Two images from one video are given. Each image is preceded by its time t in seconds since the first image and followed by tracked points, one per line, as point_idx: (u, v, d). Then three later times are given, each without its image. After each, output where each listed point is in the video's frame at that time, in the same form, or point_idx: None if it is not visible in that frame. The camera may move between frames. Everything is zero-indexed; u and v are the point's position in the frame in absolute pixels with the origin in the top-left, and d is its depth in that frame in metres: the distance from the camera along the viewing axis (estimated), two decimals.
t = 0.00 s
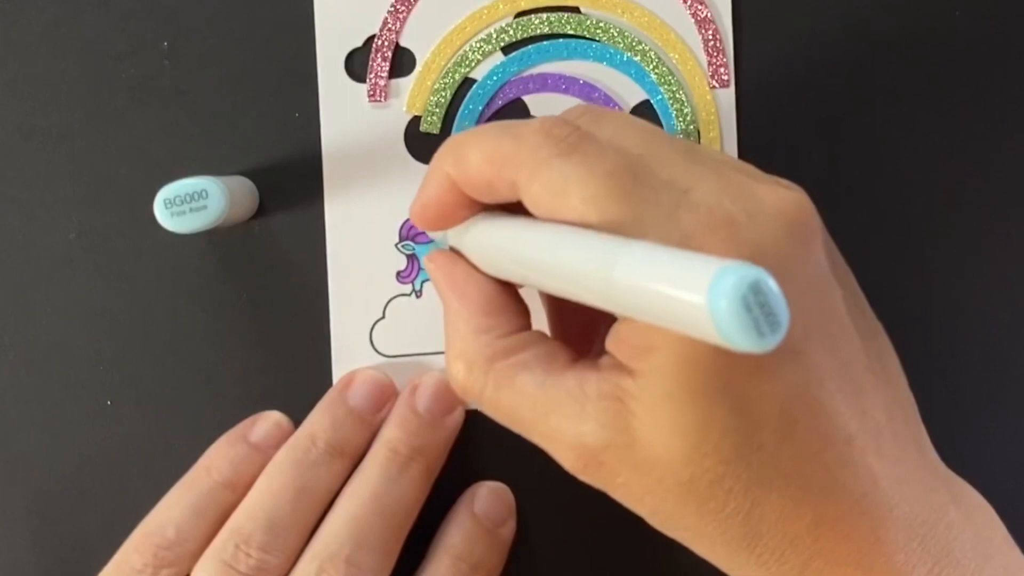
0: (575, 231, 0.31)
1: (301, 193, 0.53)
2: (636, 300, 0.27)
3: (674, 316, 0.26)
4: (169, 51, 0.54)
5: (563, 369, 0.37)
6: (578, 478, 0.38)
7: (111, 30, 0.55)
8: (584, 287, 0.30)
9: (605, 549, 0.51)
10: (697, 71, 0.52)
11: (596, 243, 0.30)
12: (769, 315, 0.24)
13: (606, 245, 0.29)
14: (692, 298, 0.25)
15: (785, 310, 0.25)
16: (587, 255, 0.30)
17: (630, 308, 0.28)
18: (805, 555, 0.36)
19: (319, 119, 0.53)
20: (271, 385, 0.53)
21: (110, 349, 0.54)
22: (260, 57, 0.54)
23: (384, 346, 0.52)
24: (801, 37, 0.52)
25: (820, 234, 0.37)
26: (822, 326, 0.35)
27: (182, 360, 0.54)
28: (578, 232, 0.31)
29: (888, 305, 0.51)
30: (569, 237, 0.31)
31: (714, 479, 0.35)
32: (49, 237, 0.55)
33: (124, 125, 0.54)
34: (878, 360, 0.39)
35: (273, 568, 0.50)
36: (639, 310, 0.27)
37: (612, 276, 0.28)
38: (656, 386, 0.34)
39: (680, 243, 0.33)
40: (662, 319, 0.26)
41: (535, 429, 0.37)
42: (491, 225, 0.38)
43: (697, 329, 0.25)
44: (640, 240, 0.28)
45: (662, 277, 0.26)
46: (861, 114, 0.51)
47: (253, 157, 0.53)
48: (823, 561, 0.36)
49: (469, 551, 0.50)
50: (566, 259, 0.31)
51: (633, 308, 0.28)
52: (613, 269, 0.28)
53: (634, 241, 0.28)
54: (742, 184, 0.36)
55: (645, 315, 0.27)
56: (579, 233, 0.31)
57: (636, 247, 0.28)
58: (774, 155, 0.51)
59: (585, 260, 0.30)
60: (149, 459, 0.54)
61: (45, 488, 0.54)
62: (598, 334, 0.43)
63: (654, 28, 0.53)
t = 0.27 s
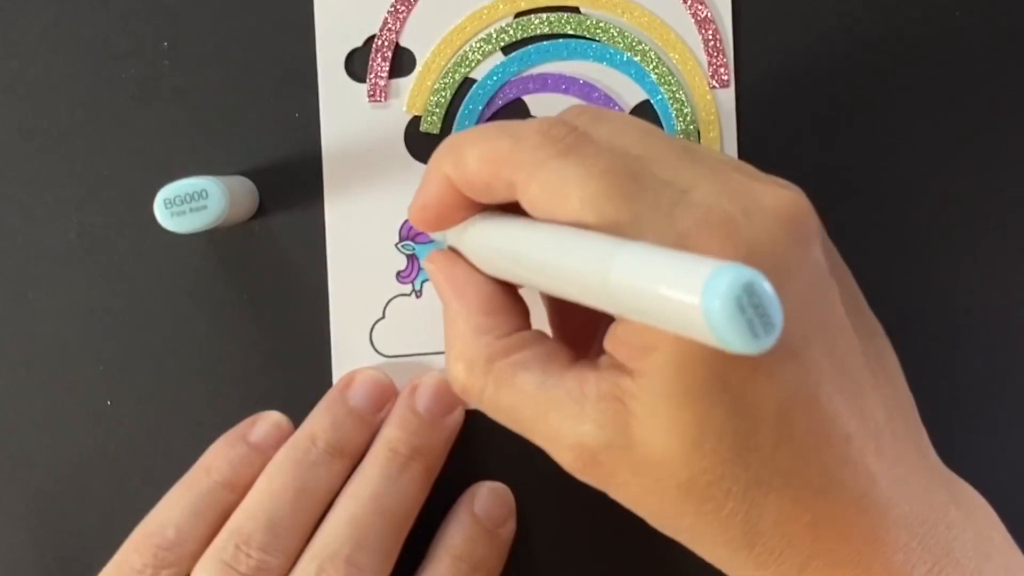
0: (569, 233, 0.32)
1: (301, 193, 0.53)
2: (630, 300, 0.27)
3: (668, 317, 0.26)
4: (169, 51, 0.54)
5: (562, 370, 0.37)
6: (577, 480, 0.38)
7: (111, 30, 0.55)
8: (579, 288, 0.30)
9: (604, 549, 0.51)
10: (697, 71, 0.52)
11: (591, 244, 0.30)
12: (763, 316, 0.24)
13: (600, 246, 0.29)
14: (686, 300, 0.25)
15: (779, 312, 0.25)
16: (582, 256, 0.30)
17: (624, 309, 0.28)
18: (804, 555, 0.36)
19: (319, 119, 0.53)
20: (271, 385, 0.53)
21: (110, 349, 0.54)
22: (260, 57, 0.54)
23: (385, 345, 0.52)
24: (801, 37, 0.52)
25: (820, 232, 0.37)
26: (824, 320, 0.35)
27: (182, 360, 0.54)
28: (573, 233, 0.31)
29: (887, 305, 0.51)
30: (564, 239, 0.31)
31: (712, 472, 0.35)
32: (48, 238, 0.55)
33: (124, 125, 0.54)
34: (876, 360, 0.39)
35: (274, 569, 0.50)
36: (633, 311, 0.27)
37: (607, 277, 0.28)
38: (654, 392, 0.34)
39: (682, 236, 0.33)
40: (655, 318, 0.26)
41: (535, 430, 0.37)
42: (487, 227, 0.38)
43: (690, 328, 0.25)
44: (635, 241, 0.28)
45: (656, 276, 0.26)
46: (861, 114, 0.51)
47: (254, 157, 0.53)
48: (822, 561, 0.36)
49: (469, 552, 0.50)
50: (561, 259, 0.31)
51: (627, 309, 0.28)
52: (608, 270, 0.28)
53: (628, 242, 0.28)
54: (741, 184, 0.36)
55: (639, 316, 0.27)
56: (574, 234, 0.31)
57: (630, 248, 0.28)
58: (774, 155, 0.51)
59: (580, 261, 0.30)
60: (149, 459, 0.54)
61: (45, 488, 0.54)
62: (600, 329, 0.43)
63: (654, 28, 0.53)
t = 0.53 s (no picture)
0: (570, 229, 0.31)
1: (301, 194, 0.53)
2: (628, 299, 0.27)
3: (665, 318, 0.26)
4: (169, 51, 0.54)
5: (563, 363, 0.37)
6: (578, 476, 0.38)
7: (111, 30, 0.55)
8: (578, 285, 0.30)
9: (604, 549, 0.51)
10: (697, 71, 0.52)
11: (590, 241, 0.30)
12: (759, 320, 0.24)
13: (600, 243, 0.29)
14: (682, 302, 0.25)
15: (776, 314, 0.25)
16: (581, 252, 0.30)
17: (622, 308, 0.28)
18: (804, 554, 0.36)
19: (319, 119, 0.53)
20: (271, 386, 0.53)
21: (110, 350, 0.54)
22: (260, 57, 0.54)
23: (385, 345, 0.52)
24: (801, 37, 0.52)
25: (819, 231, 0.37)
26: (823, 320, 0.35)
27: (182, 360, 0.54)
28: (573, 229, 0.31)
29: (887, 305, 0.51)
30: (563, 235, 0.31)
31: (711, 471, 0.35)
32: (48, 238, 0.55)
33: (124, 125, 0.54)
34: (876, 359, 0.39)
35: (274, 569, 0.50)
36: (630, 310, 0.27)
37: (605, 275, 0.28)
38: (653, 388, 0.34)
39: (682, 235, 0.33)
40: (652, 318, 0.26)
41: (535, 422, 0.37)
42: (488, 219, 0.38)
43: (687, 329, 0.25)
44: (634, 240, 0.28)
45: (652, 277, 0.26)
46: (861, 114, 0.51)
47: (254, 157, 0.53)
48: (821, 560, 0.36)
49: (469, 551, 0.50)
50: (560, 255, 0.31)
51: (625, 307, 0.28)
52: (607, 268, 0.28)
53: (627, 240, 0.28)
54: (741, 182, 0.36)
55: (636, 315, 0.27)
56: (574, 230, 0.31)
57: (629, 247, 0.28)
58: (773, 155, 0.51)
59: (578, 258, 0.30)
60: (149, 459, 0.54)
61: (45, 488, 0.54)
62: (601, 324, 0.43)
63: (654, 28, 0.53)
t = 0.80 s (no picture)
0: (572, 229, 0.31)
1: (301, 194, 0.53)
2: (632, 302, 0.27)
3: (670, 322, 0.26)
4: (169, 50, 0.54)
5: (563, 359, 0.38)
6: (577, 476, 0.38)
7: (111, 30, 0.55)
8: (580, 286, 0.30)
9: (603, 549, 0.51)
10: (697, 70, 0.52)
11: (593, 242, 0.29)
12: (766, 326, 0.24)
13: (602, 245, 0.29)
14: (688, 307, 0.25)
15: (782, 319, 0.25)
16: (584, 253, 0.29)
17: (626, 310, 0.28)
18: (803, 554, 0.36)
19: (319, 119, 0.53)
20: (270, 386, 0.53)
21: (110, 350, 0.54)
22: (260, 57, 0.54)
23: (385, 345, 0.52)
24: (801, 37, 0.52)
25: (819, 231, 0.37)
26: (823, 320, 0.35)
27: (182, 360, 0.54)
28: (575, 229, 0.31)
29: (886, 305, 0.51)
30: (565, 235, 0.31)
31: (709, 471, 0.35)
32: (48, 238, 0.55)
33: (124, 125, 0.54)
34: (875, 360, 0.39)
35: (275, 569, 0.50)
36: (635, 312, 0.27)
37: (608, 277, 0.28)
38: (652, 386, 0.34)
39: (682, 235, 0.33)
40: (657, 321, 0.26)
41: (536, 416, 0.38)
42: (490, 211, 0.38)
43: (692, 334, 0.25)
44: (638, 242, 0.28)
45: (657, 281, 0.26)
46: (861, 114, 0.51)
47: (254, 158, 0.53)
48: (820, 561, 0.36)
49: (469, 551, 0.50)
50: (562, 255, 0.31)
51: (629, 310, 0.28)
52: (610, 271, 0.28)
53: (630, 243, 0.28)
54: (742, 183, 0.36)
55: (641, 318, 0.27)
56: (576, 230, 0.31)
57: (632, 250, 0.28)
58: (773, 155, 0.51)
59: (581, 258, 0.30)
60: (148, 459, 0.54)
61: (45, 488, 0.54)
62: (601, 324, 0.43)
63: (654, 28, 0.53)
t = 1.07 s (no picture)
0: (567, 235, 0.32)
1: (301, 194, 0.53)
2: (625, 303, 0.27)
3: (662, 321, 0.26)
4: (169, 50, 0.54)
5: (561, 373, 0.37)
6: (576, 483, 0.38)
7: (111, 30, 0.55)
8: (575, 290, 0.30)
9: (603, 549, 0.51)
10: (697, 71, 0.52)
11: (588, 247, 0.30)
12: (757, 322, 0.24)
13: (597, 250, 0.29)
14: (679, 305, 0.25)
15: (775, 317, 0.25)
16: (578, 258, 0.30)
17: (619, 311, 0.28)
18: (804, 555, 0.36)
19: (319, 119, 0.53)
20: (270, 386, 0.53)
21: (110, 350, 0.54)
22: (260, 57, 0.54)
23: (385, 345, 0.52)
24: (801, 37, 0.52)
25: (818, 232, 0.37)
26: (823, 321, 0.35)
27: (182, 360, 0.54)
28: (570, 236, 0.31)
29: (886, 305, 0.51)
30: (561, 242, 0.31)
31: (710, 472, 0.35)
32: (48, 238, 0.55)
33: (124, 125, 0.54)
34: (875, 360, 0.39)
35: (275, 569, 0.50)
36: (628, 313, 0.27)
37: (602, 279, 0.28)
38: (653, 392, 0.34)
39: (682, 236, 0.33)
40: (650, 321, 0.26)
41: (533, 431, 0.37)
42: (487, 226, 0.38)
43: (684, 331, 0.25)
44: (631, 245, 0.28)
45: (649, 280, 0.26)
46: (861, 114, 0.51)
47: (254, 158, 0.53)
48: (821, 562, 0.36)
49: (468, 552, 0.50)
50: (558, 261, 0.31)
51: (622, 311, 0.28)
52: (604, 273, 0.28)
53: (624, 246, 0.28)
54: (739, 186, 0.36)
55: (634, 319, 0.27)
56: (571, 236, 0.31)
57: (626, 252, 0.28)
58: (773, 155, 0.51)
59: (575, 263, 0.30)
60: (149, 460, 0.54)
61: (45, 488, 0.54)
62: (601, 325, 0.43)
63: (654, 28, 0.53)
